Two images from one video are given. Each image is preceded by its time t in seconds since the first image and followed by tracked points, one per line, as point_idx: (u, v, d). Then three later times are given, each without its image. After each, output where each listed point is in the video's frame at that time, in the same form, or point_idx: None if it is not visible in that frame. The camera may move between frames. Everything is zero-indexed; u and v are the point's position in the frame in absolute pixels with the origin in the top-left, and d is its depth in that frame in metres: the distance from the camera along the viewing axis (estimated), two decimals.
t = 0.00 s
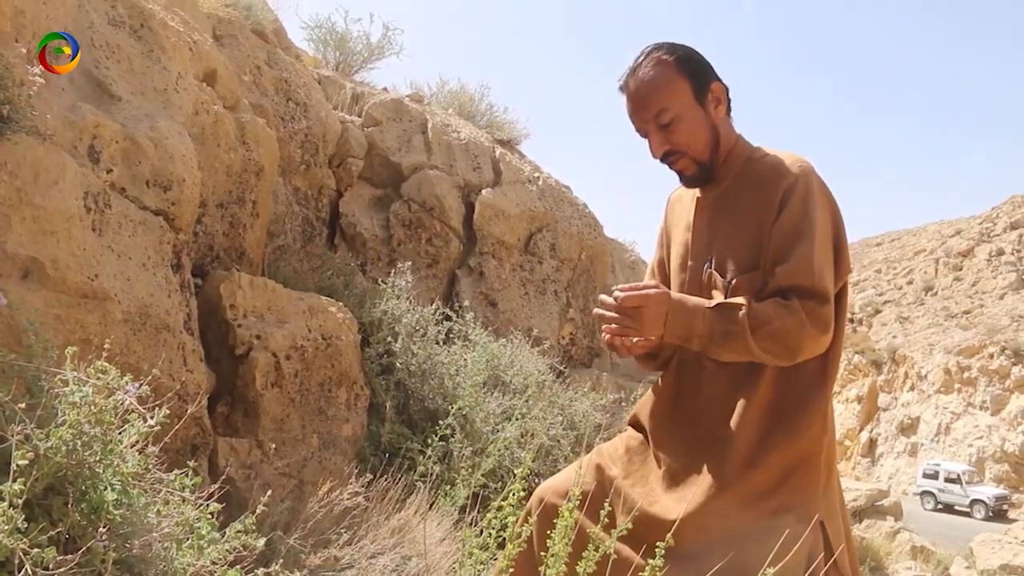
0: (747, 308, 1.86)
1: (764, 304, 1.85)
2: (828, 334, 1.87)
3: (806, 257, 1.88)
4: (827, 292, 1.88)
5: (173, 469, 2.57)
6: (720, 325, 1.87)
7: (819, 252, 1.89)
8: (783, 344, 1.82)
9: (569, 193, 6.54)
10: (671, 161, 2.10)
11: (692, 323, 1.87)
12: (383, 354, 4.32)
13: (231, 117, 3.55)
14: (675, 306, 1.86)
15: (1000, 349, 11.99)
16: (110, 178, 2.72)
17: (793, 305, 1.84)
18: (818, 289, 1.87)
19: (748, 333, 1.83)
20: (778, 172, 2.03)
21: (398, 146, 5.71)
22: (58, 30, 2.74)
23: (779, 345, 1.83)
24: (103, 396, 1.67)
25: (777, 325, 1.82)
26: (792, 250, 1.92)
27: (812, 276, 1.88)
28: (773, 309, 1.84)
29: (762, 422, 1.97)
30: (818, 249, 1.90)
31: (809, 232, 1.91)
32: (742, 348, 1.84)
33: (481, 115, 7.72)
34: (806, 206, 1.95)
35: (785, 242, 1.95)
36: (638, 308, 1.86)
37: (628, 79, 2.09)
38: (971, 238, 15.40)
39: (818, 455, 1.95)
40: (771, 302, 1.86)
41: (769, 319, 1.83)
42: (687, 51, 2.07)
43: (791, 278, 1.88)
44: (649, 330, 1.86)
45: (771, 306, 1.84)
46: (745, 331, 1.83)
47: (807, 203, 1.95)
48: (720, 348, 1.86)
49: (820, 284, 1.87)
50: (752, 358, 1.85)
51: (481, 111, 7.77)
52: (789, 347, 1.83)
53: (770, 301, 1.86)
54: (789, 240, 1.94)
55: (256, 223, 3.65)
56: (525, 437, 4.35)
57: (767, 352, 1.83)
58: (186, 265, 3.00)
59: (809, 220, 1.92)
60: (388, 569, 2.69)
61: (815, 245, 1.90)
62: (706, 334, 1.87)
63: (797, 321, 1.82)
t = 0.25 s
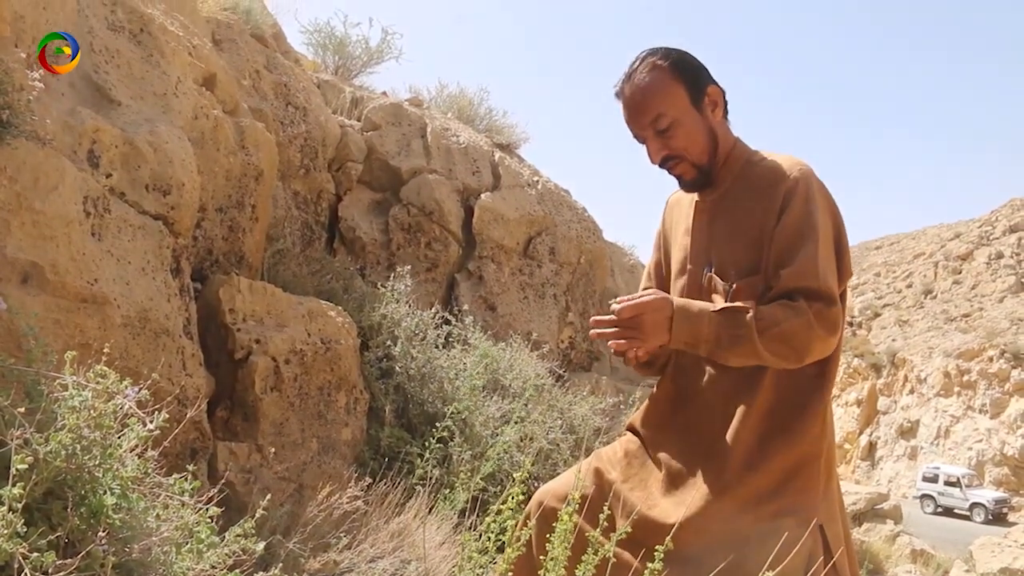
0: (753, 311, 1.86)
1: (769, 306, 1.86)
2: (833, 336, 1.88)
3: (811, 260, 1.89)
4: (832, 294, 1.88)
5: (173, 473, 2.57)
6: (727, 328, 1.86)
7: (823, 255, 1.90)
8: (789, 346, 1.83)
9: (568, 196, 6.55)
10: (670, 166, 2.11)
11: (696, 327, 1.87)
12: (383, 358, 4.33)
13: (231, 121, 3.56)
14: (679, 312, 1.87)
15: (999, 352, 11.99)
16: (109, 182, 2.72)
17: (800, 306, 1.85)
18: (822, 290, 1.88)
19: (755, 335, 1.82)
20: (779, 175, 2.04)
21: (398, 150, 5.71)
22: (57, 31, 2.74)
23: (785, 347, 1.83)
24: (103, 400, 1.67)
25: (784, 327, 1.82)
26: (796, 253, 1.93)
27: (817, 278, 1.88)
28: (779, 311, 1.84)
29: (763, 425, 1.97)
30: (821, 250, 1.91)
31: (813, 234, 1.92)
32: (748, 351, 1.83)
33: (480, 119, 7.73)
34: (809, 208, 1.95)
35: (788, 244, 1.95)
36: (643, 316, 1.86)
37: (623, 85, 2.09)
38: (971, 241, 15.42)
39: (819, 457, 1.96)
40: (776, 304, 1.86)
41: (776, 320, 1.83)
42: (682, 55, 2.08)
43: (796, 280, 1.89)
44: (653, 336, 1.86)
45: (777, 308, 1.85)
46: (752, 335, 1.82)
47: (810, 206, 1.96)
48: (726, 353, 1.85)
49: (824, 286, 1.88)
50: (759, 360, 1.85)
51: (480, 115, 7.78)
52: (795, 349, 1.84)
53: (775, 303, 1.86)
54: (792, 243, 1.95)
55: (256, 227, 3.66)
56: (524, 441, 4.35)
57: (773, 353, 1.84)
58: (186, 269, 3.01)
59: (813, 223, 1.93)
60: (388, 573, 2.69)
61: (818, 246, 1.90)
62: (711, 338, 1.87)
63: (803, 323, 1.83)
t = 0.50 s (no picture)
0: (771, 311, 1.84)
1: (786, 307, 1.85)
2: (847, 337, 1.88)
3: (821, 262, 1.89)
4: (845, 295, 1.88)
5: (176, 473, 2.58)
6: (745, 327, 1.85)
7: (833, 257, 1.89)
8: (806, 346, 1.83)
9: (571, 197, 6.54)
10: (676, 165, 2.11)
11: (715, 324, 1.85)
12: (385, 359, 4.33)
13: (234, 122, 3.56)
14: (701, 305, 1.86)
15: (1003, 353, 11.96)
16: (112, 183, 2.72)
17: (817, 307, 1.84)
18: (835, 291, 1.88)
19: (774, 335, 1.81)
20: (788, 177, 2.03)
21: (400, 151, 5.71)
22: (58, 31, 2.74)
23: (802, 347, 1.83)
24: (106, 400, 1.67)
25: (802, 327, 1.81)
26: (807, 256, 1.92)
27: (829, 279, 1.88)
28: (795, 311, 1.83)
29: (766, 426, 1.97)
30: (833, 252, 1.90)
31: (822, 237, 1.91)
32: (767, 352, 1.82)
33: (483, 120, 7.73)
34: (820, 209, 1.95)
35: (799, 245, 1.94)
36: (666, 307, 1.86)
37: (633, 80, 2.09)
38: (974, 242, 15.39)
39: (824, 458, 1.95)
40: (793, 302, 1.86)
41: (794, 321, 1.82)
42: (692, 53, 2.07)
43: (811, 281, 1.88)
44: (674, 329, 1.86)
45: (794, 308, 1.84)
46: (771, 333, 1.81)
47: (821, 207, 1.95)
48: (745, 351, 1.84)
49: (836, 287, 1.88)
50: (777, 360, 1.84)
51: (482, 116, 7.77)
52: (811, 349, 1.83)
53: (791, 304, 1.85)
54: (804, 243, 1.94)
55: (259, 228, 3.66)
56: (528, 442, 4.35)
57: (789, 354, 1.83)
58: (189, 270, 3.01)
59: (824, 223, 1.93)
60: (391, 574, 2.69)
61: (830, 247, 1.90)
62: (730, 336, 1.86)
63: (819, 324, 1.82)
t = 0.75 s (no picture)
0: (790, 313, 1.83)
1: (805, 308, 1.83)
2: (863, 337, 1.87)
3: (834, 261, 1.88)
4: (861, 294, 1.87)
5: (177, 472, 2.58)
6: (767, 331, 1.83)
7: (845, 256, 1.88)
8: (827, 348, 1.82)
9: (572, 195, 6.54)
10: (681, 165, 2.10)
11: (734, 332, 1.82)
12: (387, 357, 4.34)
13: (235, 121, 3.55)
14: (721, 317, 1.80)
15: (1005, 351, 11.95)
16: (113, 182, 2.72)
17: (834, 308, 1.83)
18: (849, 291, 1.87)
19: (794, 337, 1.80)
20: (795, 175, 2.02)
21: (402, 149, 5.71)
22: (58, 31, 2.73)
23: (824, 348, 1.82)
24: (106, 399, 1.67)
25: (821, 329, 1.80)
26: (818, 255, 1.91)
27: (843, 279, 1.87)
28: (813, 312, 1.82)
29: (772, 422, 1.97)
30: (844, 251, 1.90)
31: (832, 236, 1.90)
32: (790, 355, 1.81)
33: (484, 118, 7.72)
34: (828, 208, 1.94)
35: (809, 244, 1.93)
36: (687, 324, 1.78)
37: (638, 79, 2.07)
38: (976, 239, 15.37)
39: (829, 456, 1.95)
40: (810, 304, 1.84)
41: (813, 322, 1.81)
42: (697, 53, 2.06)
43: (825, 281, 1.87)
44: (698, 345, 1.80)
45: (812, 309, 1.83)
46: (794, 337, 1.80)
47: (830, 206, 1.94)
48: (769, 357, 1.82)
49: (851, 287, 1.87)
50: (799, 362, 1.83)
51: (484, 113, 7.77)
52: (831, 349, 1.84)
53: (807, 305, 1.84)
54: (815, 242, 1.92)
55: (260, 226, 3.66)
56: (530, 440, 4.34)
57: (808, 355, 1.82)
58: (190, 268, 3.01)
59: (835, 223, 1.92)
60: (393, 572, 2.70)
61: (842, 247, 1.89)
62: (751, 342, 1.83)
63: (836, 324, 1.82)
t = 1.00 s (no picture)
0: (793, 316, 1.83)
1: (809, 310, 1.83)
2: (865, 337, 1.88)
3: (835, 262, 1.88)
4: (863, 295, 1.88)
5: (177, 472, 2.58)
6: (770, 335, 1.82)
7: (846, 256, 1.89)
8: (829, 349, 1.83)
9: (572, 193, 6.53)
10: (682, 161, 2.10)
11: (738, 338, 1.81)
12: (387, 355, 4.34)
13: (233, 120, 3.55)
14: (725, 326, 1.79)
15: (1004, 348, 11.96)
16: (112, 182, 2.72)
17: (837, 309, 1.84)
18: (851, 291, 1.87)
19: (798, 340, 1.80)
20: (796, 174, 2.02)
21: (401, 148, 5.70)
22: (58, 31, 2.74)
23: (826, 350, 1.83)
24: (105, 399, 1.67)
25: (825, 332, 1.81)
26: (820, 256, 1.91)
27: (845, 280, 1.87)
28: (817, 314, 1.82)
29: (772, 420, 1.96)
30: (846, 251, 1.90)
31: (834, 237, 1.90)
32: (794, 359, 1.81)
33: (483, 117, 7.72)
34: (830, 208, 1.94)
35: (810, 244, 1.93)
36: (692, 334, 1.76)
37: (638, 76, 2.06)
38: (976, 236, 15.37)
39: (829, 454, 1.95)
40: (813, 306, 1.84)
41: (816, 325, 1.81)
42: (699, 51, 2.06)
43: (828, 283, 1.87)
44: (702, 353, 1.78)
45: (815, 312, 1.83)
46: (797, 341, 1.80)
47: (831, 206, 1.95)
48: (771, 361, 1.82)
49: (853, 288, 1.87)
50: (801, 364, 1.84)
51: (483, 112, 7.76)
52: (833, 351, 1.84)
53: (810, 307, 1.84)
54: (816, 243, 1.92)
55: (259, 226, 3.65)
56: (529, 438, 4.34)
57: (811, 357, 1.83)
58: (189, 268, 3.00)
59: (837, 223, 1.92)
60: (393, 572, 2.70)
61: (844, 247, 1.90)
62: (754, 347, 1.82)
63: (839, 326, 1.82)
